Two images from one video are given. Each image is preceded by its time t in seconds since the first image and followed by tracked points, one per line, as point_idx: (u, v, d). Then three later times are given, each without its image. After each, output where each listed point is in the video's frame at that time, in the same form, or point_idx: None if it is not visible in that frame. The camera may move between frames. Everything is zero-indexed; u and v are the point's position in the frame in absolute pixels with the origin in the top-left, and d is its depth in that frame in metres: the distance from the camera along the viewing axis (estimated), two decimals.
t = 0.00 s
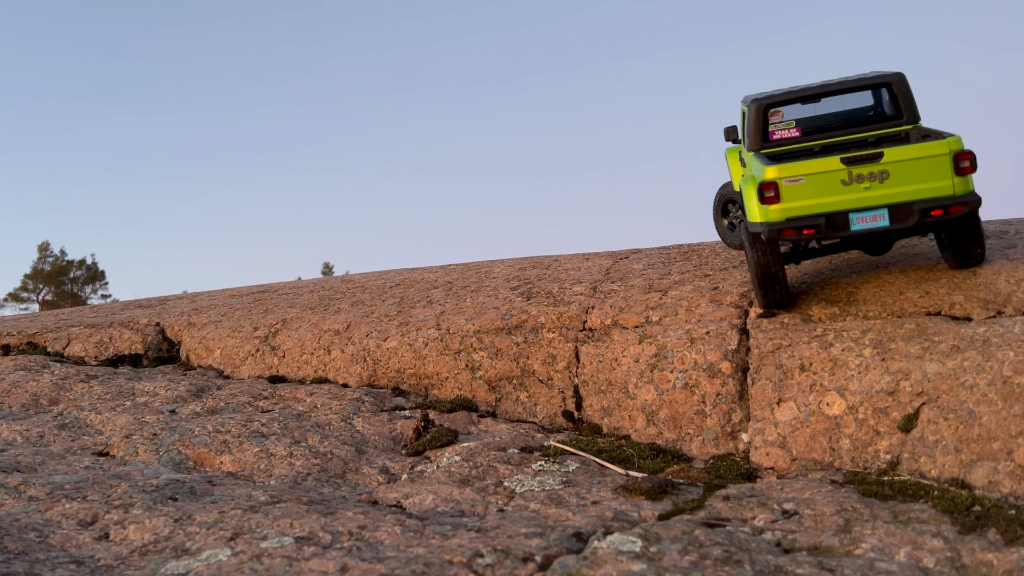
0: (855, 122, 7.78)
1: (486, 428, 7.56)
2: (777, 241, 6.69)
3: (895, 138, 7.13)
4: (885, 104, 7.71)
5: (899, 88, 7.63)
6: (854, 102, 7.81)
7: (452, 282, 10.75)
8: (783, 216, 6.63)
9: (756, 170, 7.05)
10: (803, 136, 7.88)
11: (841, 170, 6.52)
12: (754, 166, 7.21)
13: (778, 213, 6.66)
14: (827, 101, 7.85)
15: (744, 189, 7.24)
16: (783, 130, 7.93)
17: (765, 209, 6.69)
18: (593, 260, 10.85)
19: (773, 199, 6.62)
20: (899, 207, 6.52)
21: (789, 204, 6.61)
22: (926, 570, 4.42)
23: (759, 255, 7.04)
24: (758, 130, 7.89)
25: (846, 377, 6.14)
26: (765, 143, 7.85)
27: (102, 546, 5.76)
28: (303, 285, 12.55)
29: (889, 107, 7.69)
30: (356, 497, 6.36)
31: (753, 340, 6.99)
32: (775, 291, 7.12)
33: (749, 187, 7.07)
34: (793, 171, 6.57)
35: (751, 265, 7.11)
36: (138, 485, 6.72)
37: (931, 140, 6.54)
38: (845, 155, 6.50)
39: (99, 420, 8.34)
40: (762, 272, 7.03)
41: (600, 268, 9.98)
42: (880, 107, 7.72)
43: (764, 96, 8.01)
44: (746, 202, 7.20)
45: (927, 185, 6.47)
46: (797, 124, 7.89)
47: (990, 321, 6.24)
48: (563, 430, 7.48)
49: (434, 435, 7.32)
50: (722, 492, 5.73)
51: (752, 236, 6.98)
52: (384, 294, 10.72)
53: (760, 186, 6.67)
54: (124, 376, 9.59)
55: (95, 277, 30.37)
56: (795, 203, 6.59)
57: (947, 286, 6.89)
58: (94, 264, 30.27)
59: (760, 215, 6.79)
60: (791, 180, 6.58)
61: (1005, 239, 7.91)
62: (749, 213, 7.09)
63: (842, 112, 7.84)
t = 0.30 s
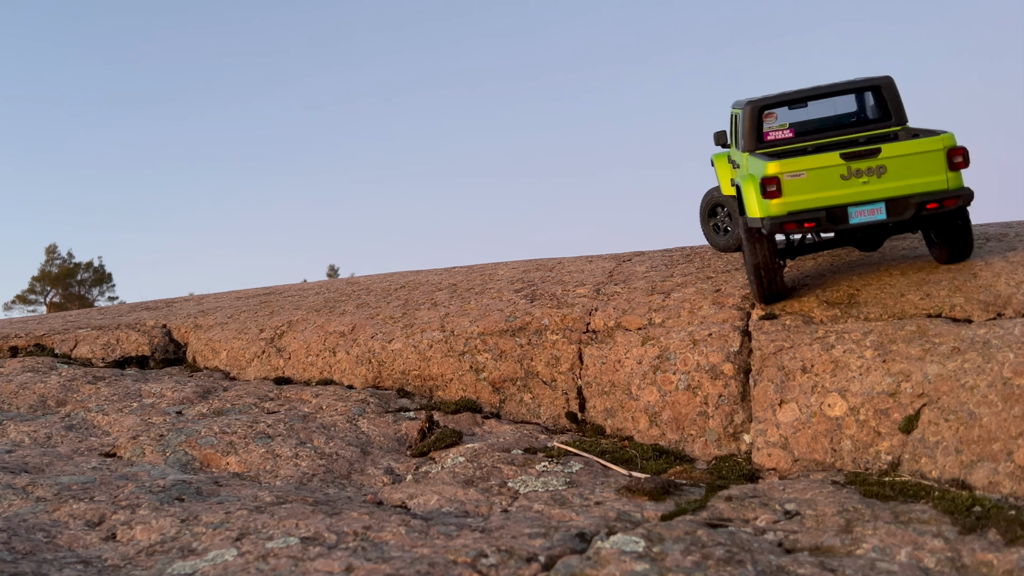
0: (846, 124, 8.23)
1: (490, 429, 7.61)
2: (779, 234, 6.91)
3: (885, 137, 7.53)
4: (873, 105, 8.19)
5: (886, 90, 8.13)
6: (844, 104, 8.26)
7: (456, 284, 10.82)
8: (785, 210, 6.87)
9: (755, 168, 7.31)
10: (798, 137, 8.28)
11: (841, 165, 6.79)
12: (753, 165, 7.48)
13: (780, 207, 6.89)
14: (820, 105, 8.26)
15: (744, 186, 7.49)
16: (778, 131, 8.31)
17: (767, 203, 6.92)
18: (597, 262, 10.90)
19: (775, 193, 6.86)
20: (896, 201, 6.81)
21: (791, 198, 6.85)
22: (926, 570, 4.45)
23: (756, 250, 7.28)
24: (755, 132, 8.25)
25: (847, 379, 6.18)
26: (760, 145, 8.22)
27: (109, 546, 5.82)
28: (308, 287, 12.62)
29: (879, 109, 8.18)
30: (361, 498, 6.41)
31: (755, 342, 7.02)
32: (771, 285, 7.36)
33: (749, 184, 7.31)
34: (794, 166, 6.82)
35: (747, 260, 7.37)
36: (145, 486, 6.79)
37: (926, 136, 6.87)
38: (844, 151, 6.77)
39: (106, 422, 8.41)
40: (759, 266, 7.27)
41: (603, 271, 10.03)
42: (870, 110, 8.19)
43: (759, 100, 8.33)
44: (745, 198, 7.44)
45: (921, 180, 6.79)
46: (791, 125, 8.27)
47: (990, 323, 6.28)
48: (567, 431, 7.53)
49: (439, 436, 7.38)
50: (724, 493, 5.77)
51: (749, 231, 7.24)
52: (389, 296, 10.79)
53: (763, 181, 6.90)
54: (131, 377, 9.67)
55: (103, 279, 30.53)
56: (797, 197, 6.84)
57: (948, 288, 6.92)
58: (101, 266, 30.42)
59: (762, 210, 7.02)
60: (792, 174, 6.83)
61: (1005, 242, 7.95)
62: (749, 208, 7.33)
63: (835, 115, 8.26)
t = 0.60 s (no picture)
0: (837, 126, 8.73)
1: (494, 430, 7.66)
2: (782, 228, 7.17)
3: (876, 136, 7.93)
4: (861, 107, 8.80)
5: (872, 92, 8.77)
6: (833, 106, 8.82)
7: (461, 287, 10.87)
8: (787, 204, 7.14)
9: (757, 166, 7.57)
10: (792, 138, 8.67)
11: (841, 161, 7.09)
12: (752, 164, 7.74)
13: (783, 202, 7.15)
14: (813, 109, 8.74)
15: (744, 183, 7.74)
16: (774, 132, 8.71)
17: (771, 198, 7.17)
18: (600, 264, 10.94)
19: (778, 188, 7.12)
20: (892, 197, 7.13)
21: (793, 193, 7.12)
22: (927, 570, 4.49)
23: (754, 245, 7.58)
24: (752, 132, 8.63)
25: (848, 380, 6.22)
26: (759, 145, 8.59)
27: (116, 547, 5.88)
28: (314, 289, 12.69)
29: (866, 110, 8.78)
30: (366, 498, 6.46)
31: (757, 343, 7.07)
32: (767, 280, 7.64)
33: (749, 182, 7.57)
34: (797, 162, 7.09)
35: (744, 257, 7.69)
36: (151, 487, 6.85)
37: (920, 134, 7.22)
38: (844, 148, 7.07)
39: (113, 423, 8.48)
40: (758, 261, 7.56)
41: (606, 273, 10.08)
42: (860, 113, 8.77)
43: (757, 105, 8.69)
44: (746, 195, 7.68)
45: (916, 176, 7.13)
46: (784, 126, 8.76)
47: (990, 325, 6.31)
48: (570, 432, 7.58)
49: (443, 437, 7.44)
50: (727, 494, 5.81)
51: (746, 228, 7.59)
52: (394, 298, 10.85)
53: (766, 177, 7.15)
54: (138, 379, 9.74)
55: (109, 282, 30.67)
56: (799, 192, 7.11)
57: (948, 290, 6.95)
58: (109, 269, 30.55)
59: (765, 204, 7.28)
60: (795, 170, 7.10)
61: (1005, 244, 7.99)
62: (749, 204, 7.58)
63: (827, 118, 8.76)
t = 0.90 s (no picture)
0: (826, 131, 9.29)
1: (498, 431, 7.71)
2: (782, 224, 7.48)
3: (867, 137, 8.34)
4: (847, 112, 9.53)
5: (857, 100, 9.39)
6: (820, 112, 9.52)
7: (465, 289, 10.93)
8: (788, 202, 7.46)
9: (757, 164, 7.87)
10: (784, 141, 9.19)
11: (839, 161, 7.42)
12: (752, 163, 8.05)
13: (784, 199, 7.46)
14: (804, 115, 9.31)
15: (743, 182, 8.04)
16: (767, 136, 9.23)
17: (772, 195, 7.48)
18: (604, 266, 10.99)
19: (780, 186, 7.43)
20: (886, 195, 7.51)
21: (794, 191, 7.44)
22: (928, 570, 4.53)
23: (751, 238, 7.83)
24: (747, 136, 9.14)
25: (850, 382, 6.25)
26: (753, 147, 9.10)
27: (123, 547, 5.94)
28: (319, 291, 12.75)
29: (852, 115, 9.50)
30: (371, 499, 6.52)
31: (759, 345, 7.11)
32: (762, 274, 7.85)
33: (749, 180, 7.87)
34: (798, 161, 7.41)
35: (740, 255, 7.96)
36: (158, 487, 6.92)
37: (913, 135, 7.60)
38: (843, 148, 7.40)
39: (120, 424, 8.56)
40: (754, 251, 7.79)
41: (609, 275, 10.13)
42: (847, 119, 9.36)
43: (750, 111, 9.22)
44: (746, 192, 7.99)
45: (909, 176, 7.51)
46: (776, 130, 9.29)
47: (990, 327, 6.34)
48: (573, 433, 7.63)
49: (447, 438, 7.49)
50: (729, 495, 5.85)
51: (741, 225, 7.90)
52: (399, 300, 10.91)
53: (768, 175, 7.46)
54: (145, 380, 9.81)
55: (116, 284, 30.79)
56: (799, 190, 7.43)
57: (949, 293, 6.99)
58: (115, 271, 30.68)
59: (766, 201, 7.60)
60: (795, 169, 7.41)
61: (1005, 247, 8.02)
62: (749, 203, 7.89)
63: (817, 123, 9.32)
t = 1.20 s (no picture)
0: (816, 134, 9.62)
1: (502, 432, 7.77)
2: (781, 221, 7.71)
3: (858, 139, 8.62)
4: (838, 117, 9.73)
5: (847, 106, 9.72)
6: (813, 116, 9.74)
7: (469, 291, 10.99)
8: (786, 200, 7.69)
9: (756, 164, 8.10)
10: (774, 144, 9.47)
11: (836, 161, 7.65)
12: (750, 162, 8.28)
13: (782, 197, 7.69)
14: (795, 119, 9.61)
15: (743, 181, 8.26)
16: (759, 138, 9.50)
17: (771, 193, 7.71)
18: (607, 269, 11.05)
19: (778, 184, 7.65)
20: (880, 195, 7.74)
21: (791, 189, 7.67)
22: (929, 570, 4.56)
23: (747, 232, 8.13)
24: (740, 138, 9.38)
25: (851, 383, 6.29)
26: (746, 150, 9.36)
27: (130, 547, 6.00)
28: (325, 293, 12.82)
29: (842, 119, 9.71)
30: (376, 499, 6.57)
31: (761, 347, 7.15)
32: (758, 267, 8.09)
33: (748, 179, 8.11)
34: (796, 161, 7.64)
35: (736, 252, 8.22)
36: (164, 488, 6.99)
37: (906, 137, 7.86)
38: (839, 149, 7.64)
39: (127, 425, 8.63)
40: (751, 243, 8.05)
41: (612, 278, 10.18)
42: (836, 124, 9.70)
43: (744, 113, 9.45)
44: (745, 192, 8.25)
45: (902, 176, 7.75)
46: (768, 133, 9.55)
47: (991, 328, 6.37)
48: (577, 434, 7.69)
49: (452, 439, 7.55)
50: (732, 495, 5.89)
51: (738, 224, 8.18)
52: (404, 302, 10.98)
53: (768, 174, 7.68)
54: (152, 382, 9.89)
55: (123, 286, 30.93)
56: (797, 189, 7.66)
57: (949, 295, 7.02)
58: (122, 273, 30.81)
59: (766, 198, 7.82)
60: (794, 168, 7.64)
61: (1005, 249, 8.05)
62: (747, 201, 8.13)
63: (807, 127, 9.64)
